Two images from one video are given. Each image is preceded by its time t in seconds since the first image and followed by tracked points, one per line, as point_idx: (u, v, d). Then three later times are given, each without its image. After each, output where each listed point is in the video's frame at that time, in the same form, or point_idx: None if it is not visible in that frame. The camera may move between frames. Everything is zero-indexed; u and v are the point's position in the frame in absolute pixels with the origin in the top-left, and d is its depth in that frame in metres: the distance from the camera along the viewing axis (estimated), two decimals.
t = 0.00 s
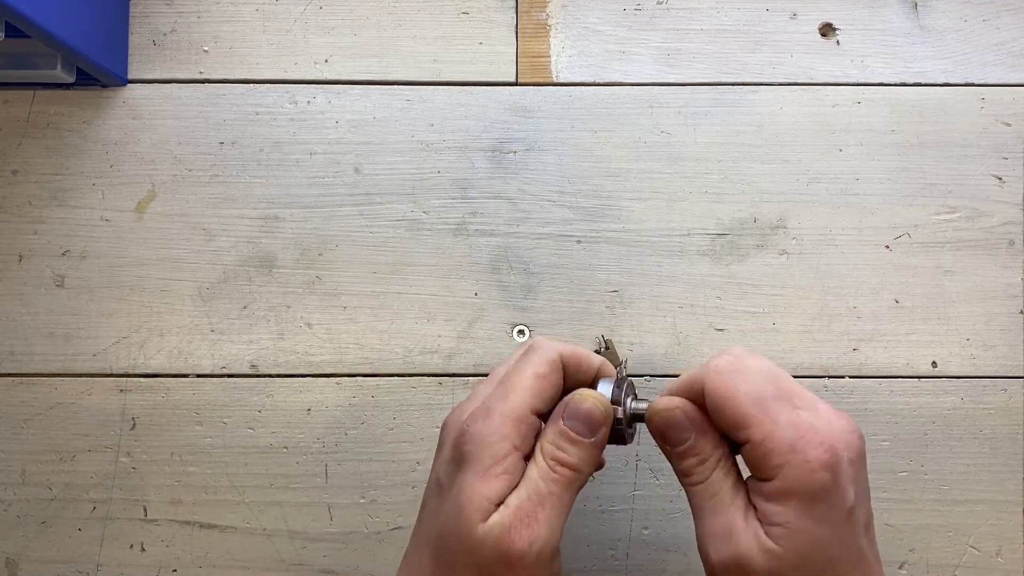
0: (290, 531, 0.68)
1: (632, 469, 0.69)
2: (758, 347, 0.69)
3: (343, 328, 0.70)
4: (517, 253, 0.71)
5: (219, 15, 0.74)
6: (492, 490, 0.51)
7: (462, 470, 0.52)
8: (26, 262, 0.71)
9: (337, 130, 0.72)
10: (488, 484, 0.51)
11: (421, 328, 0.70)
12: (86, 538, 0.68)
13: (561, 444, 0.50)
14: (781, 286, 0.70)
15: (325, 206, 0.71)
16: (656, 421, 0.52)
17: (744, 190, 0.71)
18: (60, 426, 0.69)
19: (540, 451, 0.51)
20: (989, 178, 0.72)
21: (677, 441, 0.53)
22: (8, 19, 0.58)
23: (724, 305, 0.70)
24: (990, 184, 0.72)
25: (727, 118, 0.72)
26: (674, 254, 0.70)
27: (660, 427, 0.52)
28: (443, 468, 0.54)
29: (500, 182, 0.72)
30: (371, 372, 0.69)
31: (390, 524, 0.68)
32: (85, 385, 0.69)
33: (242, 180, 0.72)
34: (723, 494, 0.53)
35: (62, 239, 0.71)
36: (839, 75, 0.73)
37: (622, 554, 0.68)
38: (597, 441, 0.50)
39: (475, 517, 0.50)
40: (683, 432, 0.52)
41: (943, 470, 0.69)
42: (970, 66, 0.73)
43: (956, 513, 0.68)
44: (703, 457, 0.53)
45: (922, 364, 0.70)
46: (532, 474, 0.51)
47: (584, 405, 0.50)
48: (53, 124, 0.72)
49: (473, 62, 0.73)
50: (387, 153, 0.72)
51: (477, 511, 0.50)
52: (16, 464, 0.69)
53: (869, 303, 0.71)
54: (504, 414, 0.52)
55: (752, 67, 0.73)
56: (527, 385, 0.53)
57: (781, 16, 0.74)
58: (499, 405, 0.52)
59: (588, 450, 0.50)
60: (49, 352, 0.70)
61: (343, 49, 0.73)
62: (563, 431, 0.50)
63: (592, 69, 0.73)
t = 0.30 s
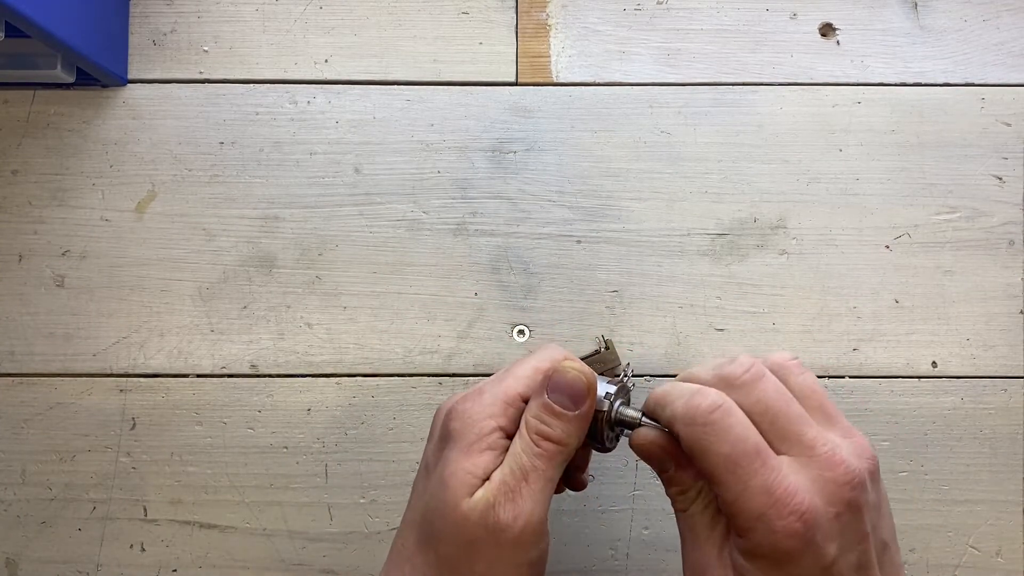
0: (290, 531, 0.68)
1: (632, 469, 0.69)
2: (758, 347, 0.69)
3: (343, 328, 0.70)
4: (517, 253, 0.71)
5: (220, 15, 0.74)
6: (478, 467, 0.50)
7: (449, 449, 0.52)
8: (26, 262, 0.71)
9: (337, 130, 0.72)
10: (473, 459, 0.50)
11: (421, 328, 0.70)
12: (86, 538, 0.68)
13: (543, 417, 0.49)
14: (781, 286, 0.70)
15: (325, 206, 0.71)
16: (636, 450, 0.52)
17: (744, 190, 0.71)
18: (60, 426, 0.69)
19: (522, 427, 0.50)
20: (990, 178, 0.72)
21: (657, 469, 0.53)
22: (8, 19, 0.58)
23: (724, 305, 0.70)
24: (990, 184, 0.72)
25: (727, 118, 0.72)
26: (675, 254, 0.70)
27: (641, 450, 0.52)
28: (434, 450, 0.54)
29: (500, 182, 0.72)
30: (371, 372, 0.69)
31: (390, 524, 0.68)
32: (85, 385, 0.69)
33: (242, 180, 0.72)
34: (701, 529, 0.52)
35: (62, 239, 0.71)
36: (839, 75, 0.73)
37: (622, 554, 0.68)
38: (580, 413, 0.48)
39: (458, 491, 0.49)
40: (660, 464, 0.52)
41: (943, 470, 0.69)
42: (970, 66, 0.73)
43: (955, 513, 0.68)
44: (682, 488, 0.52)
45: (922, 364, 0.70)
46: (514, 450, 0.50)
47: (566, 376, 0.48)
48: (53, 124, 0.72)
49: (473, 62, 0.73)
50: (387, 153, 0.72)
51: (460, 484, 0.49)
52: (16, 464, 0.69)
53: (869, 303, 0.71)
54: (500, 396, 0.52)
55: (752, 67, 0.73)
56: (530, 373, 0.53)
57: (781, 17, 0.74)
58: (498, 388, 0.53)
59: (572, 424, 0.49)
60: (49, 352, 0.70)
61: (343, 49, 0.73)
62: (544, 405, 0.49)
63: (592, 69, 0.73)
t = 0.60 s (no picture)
0: (290, 531, 0.68)
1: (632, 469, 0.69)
2: (758, 347, 0.69)
3: (343, 327, 0.70)
4: (518, 253, 0.71)
5: (220, 15, 0.74)
6: (489, 539, 0.47)
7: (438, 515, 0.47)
8: (26, 262, 0.70)
9: (337, 130, 0.72)
10: (477, 536, 0.46)
11: (421, 327, 0.70)
12: (86, 538, 0.68)
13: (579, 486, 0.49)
14: (781, 286, 0.70)
15: (325, 206, 0.71)
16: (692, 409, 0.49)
17: (744, 190, 0.71)
18: (60, 426, 0.69)
19: (557, 497, 0.49)
20: (989, 178, 0.72)
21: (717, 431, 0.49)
22: (8, 19, 0.58)
23: (724, 305, 0.70)
24: (989, 184, 0.72)
25: (727, 118, 0.72)
26: (674, 254, 0.70)
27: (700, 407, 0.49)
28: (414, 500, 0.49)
29: (500, 182, 0.72)
30: (371, 372, 0.69)
31: (390, 524, 0.68)
32: (85, 385, 0.69)
33: (242, 180, 0.72)
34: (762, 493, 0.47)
35: (62, 240, 0.71)
36: (839, 75, 0.73)
37: (622, 554, 0.68)
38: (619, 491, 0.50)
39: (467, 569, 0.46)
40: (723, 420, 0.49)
41: (943, 470, 0.69)
42: (970, 66, 0.73)
43: (955, 513, 0.68)
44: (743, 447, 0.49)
45: (922, 364, 0.70)
46: (546, 521, 0.48)
47: (611, 456, 0.49)
48: (53, 124, 0.72)
49: (473, 62, 0.73)
50: (387, 153, 0.72)
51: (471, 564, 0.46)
52: (16, 464, 0.69)
53: (869, 303, 0.71)
54: (484, 461, 0.46)
55: (752, 67, 0.73)
56: (510, 427, 0.47)
57: (781, 17, 0.74)
58: (479, 450, 0.46)
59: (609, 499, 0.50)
60: (49, 352, 0.70)
61: (343, 49, 0.73)
62: (591, 480, 0.49)
63: (592, 69, 0.73)
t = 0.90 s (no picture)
0: (290, 531, 0.68)
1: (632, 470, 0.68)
2: (758, 347, 0.69)
3: (344, 328, 0.70)
4: (518, 253, 0.70)
5: (220, 15, 0.74)
6: None
7: None
8: (25, 262, 0.70)
9: (337, 130, 0.72)
10: None
11: (421, 327, 0.70)
12: (86, 538, 0.68)
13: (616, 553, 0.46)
14: (781, 285, 0.70)
15: (325, 206, 0.71)
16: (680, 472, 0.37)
17: (743, 190, 0.71)
18: (60, 426, 0.69)
19: None
20: (989, 178, 0.72)
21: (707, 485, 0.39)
22: (9, 19, 0.58)
23: (724, 305, 0.70)
24: (989, 183, 0.72)
25: (727, 118, 0.72)
26: (674, 254, 0.70)
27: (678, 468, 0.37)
28: None
29: (500, 182, 0.71)
30: (370, 372, 0.69)
31: (390, 524, 0.68)
32: (85, 384, 0.69)
33: (242, 180, 0.72)
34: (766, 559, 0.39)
35: (62, 239, 0.71)
36: (839, 75, 0.73)
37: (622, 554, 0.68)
38: None
39: None
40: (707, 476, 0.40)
41: (943, 470, 0.69)
42: (971, 66, 0.73)
43: (955, 513, 0.68)
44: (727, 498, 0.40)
45: (922, 364, 0.70)
46: None
47: None
48: (53, 124, 0.72)
49: (472, 61, 0.73)
50: (388, 153, 0.72)
51: None
52: (16, 464, 0.69)
53: (869, 303, 0.70)
54: None
55: (752, 66, 0.73)
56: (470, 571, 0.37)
57: (781, 16, 0.74)
58: None
59: None
60: (48, 352, 0.70)
61: (343, 49, 0.73)
62: None
63: (592, 69, 0.73)
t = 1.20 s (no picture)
0: (290, 531, 0.68)
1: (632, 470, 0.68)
2: (758, 347, 0.70)
3: (344, 328, 0.70)
4: (518, 253, 0.71)
5: (220, 15, 0.74)
6: None
7: None
8: (26, 262, 0.71)
9: (337, 130, 0.72)
10: None
11: (421, 327, 0.70)
12: (86, 538, 0.68)
13: None
14: (781, 285, 0.70)
15: (325, 206, 0.71)
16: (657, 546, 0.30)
17: (743, 190, 0.71)
18: (60, 426, 0.69)
19: None
20: (989, 178, 0.72)
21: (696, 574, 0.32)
22: (9, 19, 0.58)
23: (724, 305, 0.70)
24: (989, 183, 0.72)
25: (727, 118, 0.72)
26: (674, 254, 0.70)
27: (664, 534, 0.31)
28: None
29: (500, 182, 0.72)
30: (370, 372, 0.69)
31: (390, 524, 0.68)
32: (85, 384, 0.70)
33: (242, 180, 0.72)
34: None
35: (62, 239, 0.71)
36: (838, 75, 0.73)
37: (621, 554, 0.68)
38: None
39: None
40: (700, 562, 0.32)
41: (943, 470, 0.69)
42: (971, 66, 0.73)
43: (955, 513, 0.68)
44: None
45: (922, 364, 0.70)
46: None
47: None
48: (52, 124, 0.72)
49: (472, 61, 0.73)
50: (388, 153, 0.72)
51: None
52: (16, 464, 0.69)
53: (869, 303, 0.71)
54: None
55: (752, 66, 0.73)
56: None
57: (781, 16, 0.74)
58: None
59: None
60: (49, 352, 0.70)
61: (343, 49, 0.73)
62: None
63: (592, 69, 0.73)
